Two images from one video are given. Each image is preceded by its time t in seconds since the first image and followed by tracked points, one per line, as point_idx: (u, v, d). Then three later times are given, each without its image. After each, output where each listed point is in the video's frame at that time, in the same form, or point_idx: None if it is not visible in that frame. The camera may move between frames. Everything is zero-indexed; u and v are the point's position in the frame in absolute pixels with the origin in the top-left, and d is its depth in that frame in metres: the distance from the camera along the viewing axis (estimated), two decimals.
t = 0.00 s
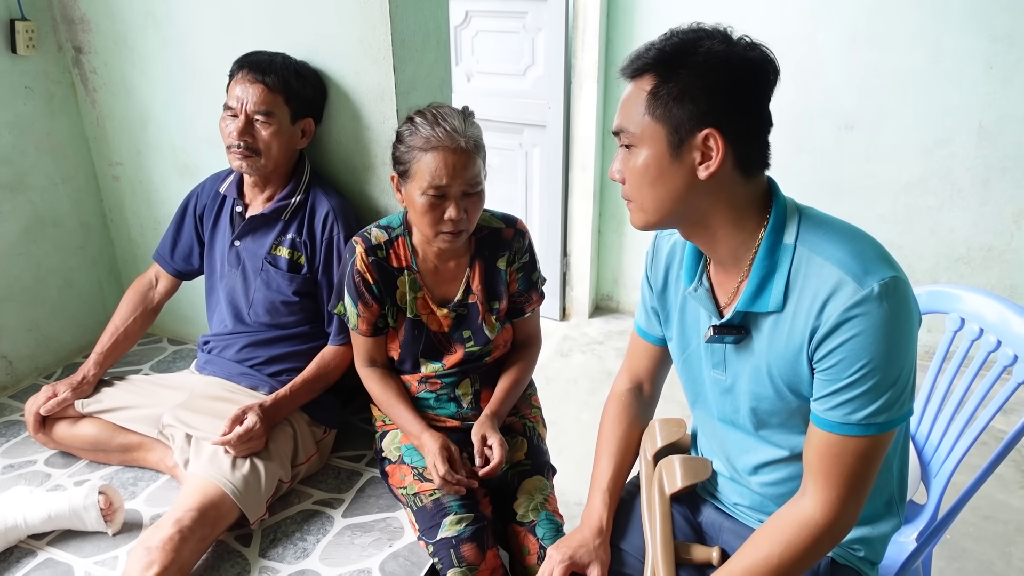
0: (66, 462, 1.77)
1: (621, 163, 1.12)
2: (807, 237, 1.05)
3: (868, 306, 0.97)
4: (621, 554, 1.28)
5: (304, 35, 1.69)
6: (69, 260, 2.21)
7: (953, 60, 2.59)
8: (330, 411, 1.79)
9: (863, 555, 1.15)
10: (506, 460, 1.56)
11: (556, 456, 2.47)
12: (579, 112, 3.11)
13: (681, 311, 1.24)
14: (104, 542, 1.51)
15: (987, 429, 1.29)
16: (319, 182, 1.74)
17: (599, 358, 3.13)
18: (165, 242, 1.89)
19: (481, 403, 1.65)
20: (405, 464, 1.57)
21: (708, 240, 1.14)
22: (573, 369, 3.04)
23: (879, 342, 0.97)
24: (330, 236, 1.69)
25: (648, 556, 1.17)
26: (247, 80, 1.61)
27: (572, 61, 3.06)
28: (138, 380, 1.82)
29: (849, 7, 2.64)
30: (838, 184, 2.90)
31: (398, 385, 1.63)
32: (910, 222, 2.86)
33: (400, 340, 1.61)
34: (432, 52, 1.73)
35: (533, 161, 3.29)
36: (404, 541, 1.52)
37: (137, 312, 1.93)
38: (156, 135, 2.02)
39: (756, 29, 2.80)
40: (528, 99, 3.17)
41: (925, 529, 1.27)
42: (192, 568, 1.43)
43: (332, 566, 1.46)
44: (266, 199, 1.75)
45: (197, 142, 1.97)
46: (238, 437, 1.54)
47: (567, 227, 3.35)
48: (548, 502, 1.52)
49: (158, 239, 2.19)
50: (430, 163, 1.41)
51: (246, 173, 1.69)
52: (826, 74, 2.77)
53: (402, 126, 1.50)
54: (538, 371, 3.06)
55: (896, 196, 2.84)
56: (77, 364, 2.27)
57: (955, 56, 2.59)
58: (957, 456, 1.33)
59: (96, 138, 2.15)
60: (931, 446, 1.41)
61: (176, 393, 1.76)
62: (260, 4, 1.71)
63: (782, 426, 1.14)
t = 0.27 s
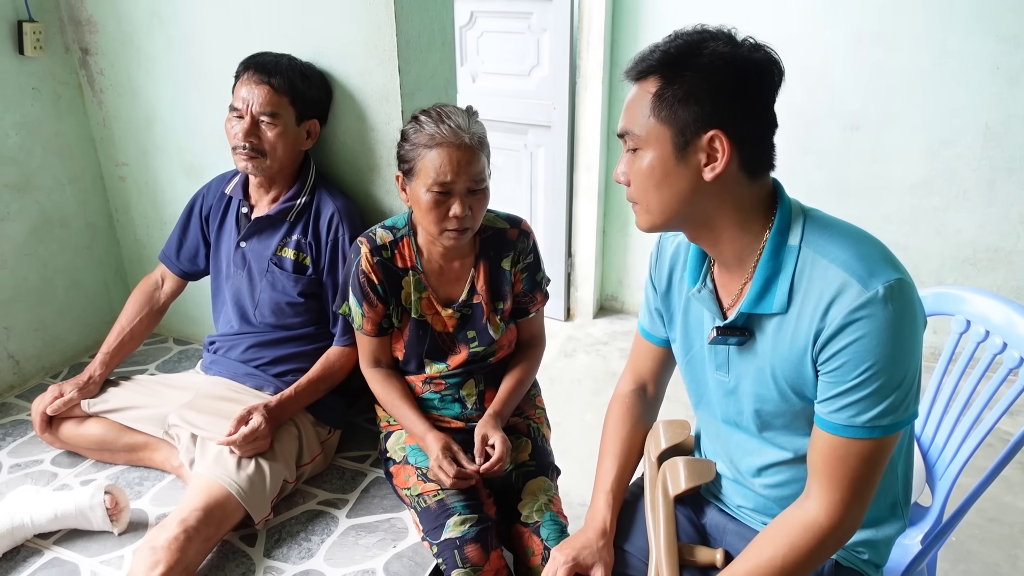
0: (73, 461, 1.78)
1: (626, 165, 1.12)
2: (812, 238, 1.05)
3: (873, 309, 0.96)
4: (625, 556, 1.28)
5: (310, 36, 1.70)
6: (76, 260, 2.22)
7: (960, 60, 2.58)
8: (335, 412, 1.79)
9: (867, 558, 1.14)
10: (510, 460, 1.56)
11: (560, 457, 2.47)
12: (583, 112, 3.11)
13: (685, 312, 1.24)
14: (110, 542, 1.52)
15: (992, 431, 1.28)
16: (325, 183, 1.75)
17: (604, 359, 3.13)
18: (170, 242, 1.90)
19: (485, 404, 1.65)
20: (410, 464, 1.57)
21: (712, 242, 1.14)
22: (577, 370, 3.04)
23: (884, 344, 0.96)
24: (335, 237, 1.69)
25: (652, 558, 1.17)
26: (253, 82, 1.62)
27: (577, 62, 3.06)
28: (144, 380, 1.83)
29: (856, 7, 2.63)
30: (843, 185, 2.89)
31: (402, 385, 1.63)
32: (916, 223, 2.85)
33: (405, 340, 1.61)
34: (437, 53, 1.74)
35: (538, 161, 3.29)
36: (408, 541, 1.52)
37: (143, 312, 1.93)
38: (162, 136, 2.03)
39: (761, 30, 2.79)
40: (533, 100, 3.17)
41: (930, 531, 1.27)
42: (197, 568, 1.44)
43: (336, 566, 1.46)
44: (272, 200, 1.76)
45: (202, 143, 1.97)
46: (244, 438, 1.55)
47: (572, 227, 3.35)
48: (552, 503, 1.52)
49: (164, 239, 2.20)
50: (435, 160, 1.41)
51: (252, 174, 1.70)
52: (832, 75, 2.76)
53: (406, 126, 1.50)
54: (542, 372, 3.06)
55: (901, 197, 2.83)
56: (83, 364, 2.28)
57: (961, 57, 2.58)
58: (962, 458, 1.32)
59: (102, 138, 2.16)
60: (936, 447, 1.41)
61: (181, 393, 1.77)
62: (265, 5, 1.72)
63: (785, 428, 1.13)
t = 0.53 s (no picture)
0: (75, 461, 1.78)
1: (631, 165, 1.11)
2: (818, 238, 1.04)
3: (879, 309, 0.95)
4: (628, 557, 1.27)
5: (312, 35, 1.69)
6: (79, 260, 2.22)
7: (966, 59, 2.57)
8: (337, 412, 1.79)
9: (873, 560, 1.13)
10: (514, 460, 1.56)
11: (563, 456, 2.46)
12: (587, 111, 3.10)
13: (690, 312, 1.23)
14: (113, 541, 1.52)
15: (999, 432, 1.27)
16: (327, 182, 1.74)
17: (607, 358, 3.12)
18: (173, 242, 1.90)
19: (488, 403, 1.64)
20: (413, 464, 1.57)
21: (717, 243, 1.13)
22: (581, 369, 3.03)
23: (890, 345, 0.95)
24: (338, 236, 1.68)
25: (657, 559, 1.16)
26: (255, 80, 1.61)
27: (581, 60, 3.05)
28: (146, 379, 1.82)
29: (861, 5, 2.62)
30: (848, 184, 2.88)
31: (405, 385, 1.62)
32: (921, 222, 2.83)
33: (408, 340, 1.61)
34: (440, 51, 1.73)
35: (542, 160, 3.28)
36: (411, 542, 1.52)
37: (145, 312, 1.93)
38: (165, 135, 2.02)
39: (766, 28, 2.78)
40: (537, 98, 3.16)
41: (936, 533, 1.26)
42: (200, 568, 1.44)
43: (338, 566, 1.46)
44: (274, 199, 1.75)
45: (205, 142, 1.97)
46: (246, 438, 1.55)
47: (576, 226, 3.34)
48: (555, 503, 1.52)
49: (167, 238, 2.20)
50: (438, 158, 1.40)
51: (254, 173, 1.69)
52: (837, 73, 2.74)
53: (409, 124, 1.49)
54: (546, 371, 3.05)
55: (907, 196, 2.81)
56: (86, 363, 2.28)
57: (967, 55, 2.56)
58: (969, 459, 1.31)
59: (105, 137, 2.16)
60: (942, 448, 1.40)
61: (184, 392, 1.77)
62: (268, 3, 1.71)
63: (791, 429, 1.12)
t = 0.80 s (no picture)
0: (73, 462, 1.78)
1: (633, 169, 1.10)
2: (810, 242, 1.05)
3: (871, 314, 0.96)
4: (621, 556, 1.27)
5: (311, 38, 1.69)
6: (78, 262, 2.22)
7: (966, 62, 2.57)
8: (335, 414, 1.79)
9: (870, 564, 1.13)
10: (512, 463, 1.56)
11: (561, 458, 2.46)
12: (587, 113, 3.10)
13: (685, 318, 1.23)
14: (110, 543, 1.52)
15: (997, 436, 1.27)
16: (326, 185, 1.74)
17: (606, 360, 3.12)
18: (172, 244, 1.90)
19: (486, 406, 1.65)
20: (410, 467, 1.57)
21: (714, 247, 1.13)
22: (580, 372, 3.03)
23: (883, 350, 0.95)
24: (336, 238, 1.69)
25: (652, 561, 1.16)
26: (253, 83, 1.62)
27: (581, 63, 3.05)
28: (144, 382, 1.83)
29: (860, 8, 2.62)
30: (848, 187, 2.88)
31: (403, 388, 1.62)
32: (921, 225, 2.83)
33: (406, 342, 1.61)
34: (438, 54, 1.73)
35: (541, 162, 3.28)
36: (408, 545, 1.52)
37: (144, 314, 1.93)
38: (163, 137, 2.03)
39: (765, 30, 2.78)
40: (536, 100, 3.16)
41: (933, 537, 1.26)
42: (196, 570, 1.44)
43: (335, 569, 1.46)
44: (273, 202, 1.75)
45: (204, 144, 1.97)
46: (243, 439, 1.55)
47: (575, 228, 3.34)
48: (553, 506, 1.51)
49: (166, 240, 2.20)
50: (435, 162, 1.40)
51: (252, 175, 1.69)
52: (836, 76, 2.74)
53: (407, 128, 1.49)
54: (545, 373, 3.05)
55: (906, 198, 2.81)
56: (85, 365, 2.28)
57: (967, 58, 2.56)
58: (966, 463, 1.31)
59: (104, 139, 2.16)
60: (940, 452, 1.40)
61: (181, 394, 1.77)
62: (267, 6, 1.71)
63: (786, 435, 1.12)
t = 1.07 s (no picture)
0: (74, 461, 1.78)
1: (628, 167, 1.11)
2: (809, 230, 1.05)
3: (865, 296, 0.96)
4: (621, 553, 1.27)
5: (312, 36, 1.69)
6: (79, 260, 2.23)
7: (968, 61, 2.56)
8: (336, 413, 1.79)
9: (867, 565, 1.13)
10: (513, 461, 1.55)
11: (563, 457, 2.46)
12: (588, 112, 3.10)
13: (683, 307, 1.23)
14: (111, 541, 1.52)
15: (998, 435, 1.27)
16: (327, 183, 1.74)
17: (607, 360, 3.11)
18: (173, 242, 1.90)
19: (486, 405, 1.63)
20: (411, 466, 1.57)
21: (715, 236, 1.13)
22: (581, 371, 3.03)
23: (876, 332, 0.96)
24: (337, 237, 1.69)
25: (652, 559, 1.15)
26: (254, 81, 1.62)
27: (582, 62, 3.05)
28: (146, 380, 1.83)
29: (863, 7, 2.61)
30: (849, 186, 2.87)
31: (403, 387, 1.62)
32: (922, 224, 2.83)
33: (406, 341, 1.61)
34: (440, 52, 1.73)
35: (543, 162, 3.27)
36: (409, 543, 1.52)
37: (145, 312, 1.93)
38: (165, 136, 2.03)
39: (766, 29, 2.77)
40: (538, 99, 3.16)
41: (934, 536, 1.26)
42: (197, 568, 1.44)
43: (336, 567, 1.46)
44: (274, 201, 1.75)
45: (205, 143, 1.97)
46: (244, 438, 1.55)
47: (576, 227, 3.34)
48: (553, 505, 1.51)
49: (167, 238, 2.20)
50: (435, 162, 1.40)
51: (253, 174, 1.69)
52: (838, 76, 2.74)
53: (407, 126, 1.49)
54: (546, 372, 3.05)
55: (908, 198, 2.81)
56: (86, 363, 2.28)
57: (968, 57, 2.56)
58: (967, 463, 1.31)
59: (106, 138, 2.16)
60: (941, 451, 1.39)
61: (182, 393, 1.77)
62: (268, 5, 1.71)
63: (782, 423, 1.12)
